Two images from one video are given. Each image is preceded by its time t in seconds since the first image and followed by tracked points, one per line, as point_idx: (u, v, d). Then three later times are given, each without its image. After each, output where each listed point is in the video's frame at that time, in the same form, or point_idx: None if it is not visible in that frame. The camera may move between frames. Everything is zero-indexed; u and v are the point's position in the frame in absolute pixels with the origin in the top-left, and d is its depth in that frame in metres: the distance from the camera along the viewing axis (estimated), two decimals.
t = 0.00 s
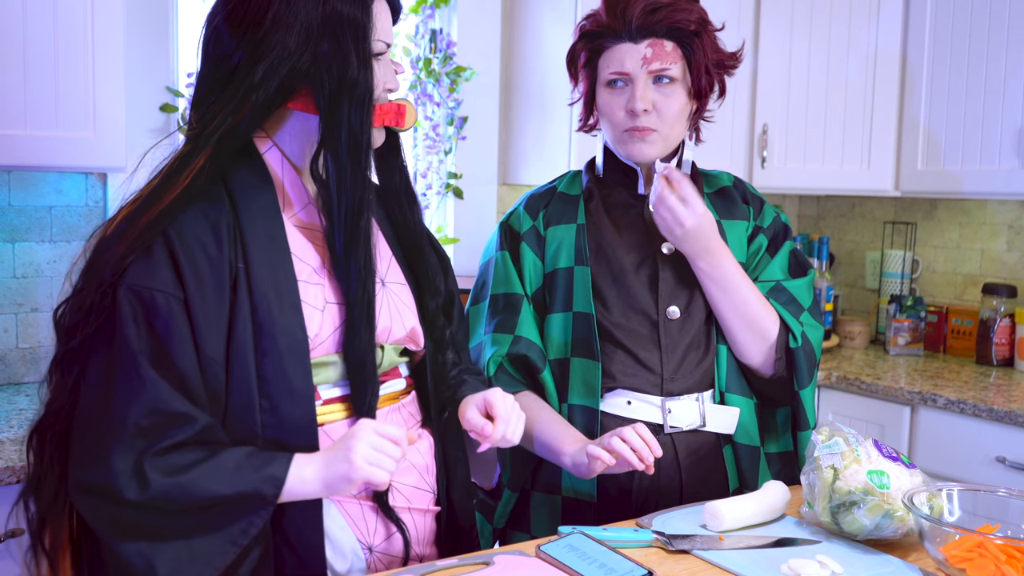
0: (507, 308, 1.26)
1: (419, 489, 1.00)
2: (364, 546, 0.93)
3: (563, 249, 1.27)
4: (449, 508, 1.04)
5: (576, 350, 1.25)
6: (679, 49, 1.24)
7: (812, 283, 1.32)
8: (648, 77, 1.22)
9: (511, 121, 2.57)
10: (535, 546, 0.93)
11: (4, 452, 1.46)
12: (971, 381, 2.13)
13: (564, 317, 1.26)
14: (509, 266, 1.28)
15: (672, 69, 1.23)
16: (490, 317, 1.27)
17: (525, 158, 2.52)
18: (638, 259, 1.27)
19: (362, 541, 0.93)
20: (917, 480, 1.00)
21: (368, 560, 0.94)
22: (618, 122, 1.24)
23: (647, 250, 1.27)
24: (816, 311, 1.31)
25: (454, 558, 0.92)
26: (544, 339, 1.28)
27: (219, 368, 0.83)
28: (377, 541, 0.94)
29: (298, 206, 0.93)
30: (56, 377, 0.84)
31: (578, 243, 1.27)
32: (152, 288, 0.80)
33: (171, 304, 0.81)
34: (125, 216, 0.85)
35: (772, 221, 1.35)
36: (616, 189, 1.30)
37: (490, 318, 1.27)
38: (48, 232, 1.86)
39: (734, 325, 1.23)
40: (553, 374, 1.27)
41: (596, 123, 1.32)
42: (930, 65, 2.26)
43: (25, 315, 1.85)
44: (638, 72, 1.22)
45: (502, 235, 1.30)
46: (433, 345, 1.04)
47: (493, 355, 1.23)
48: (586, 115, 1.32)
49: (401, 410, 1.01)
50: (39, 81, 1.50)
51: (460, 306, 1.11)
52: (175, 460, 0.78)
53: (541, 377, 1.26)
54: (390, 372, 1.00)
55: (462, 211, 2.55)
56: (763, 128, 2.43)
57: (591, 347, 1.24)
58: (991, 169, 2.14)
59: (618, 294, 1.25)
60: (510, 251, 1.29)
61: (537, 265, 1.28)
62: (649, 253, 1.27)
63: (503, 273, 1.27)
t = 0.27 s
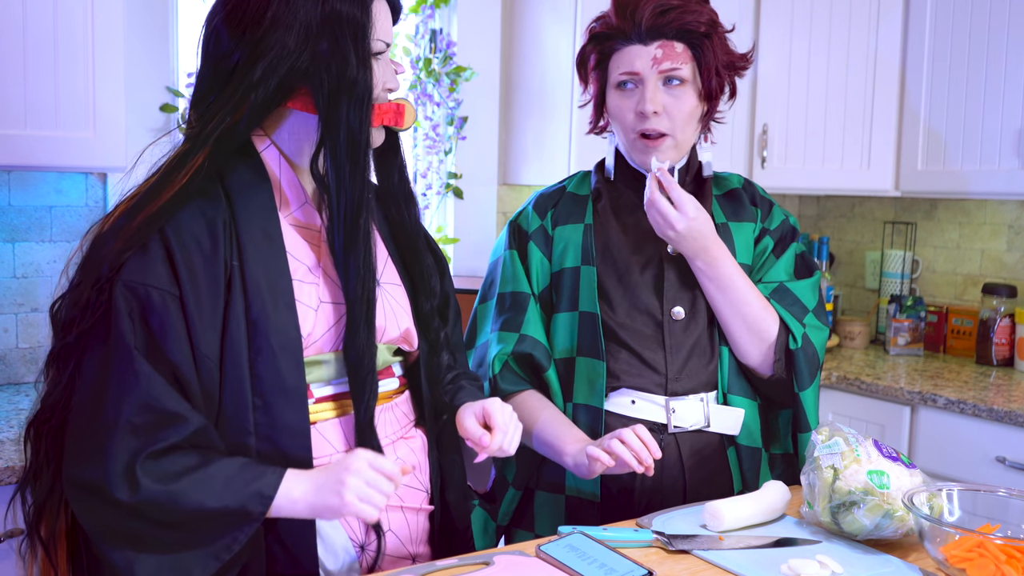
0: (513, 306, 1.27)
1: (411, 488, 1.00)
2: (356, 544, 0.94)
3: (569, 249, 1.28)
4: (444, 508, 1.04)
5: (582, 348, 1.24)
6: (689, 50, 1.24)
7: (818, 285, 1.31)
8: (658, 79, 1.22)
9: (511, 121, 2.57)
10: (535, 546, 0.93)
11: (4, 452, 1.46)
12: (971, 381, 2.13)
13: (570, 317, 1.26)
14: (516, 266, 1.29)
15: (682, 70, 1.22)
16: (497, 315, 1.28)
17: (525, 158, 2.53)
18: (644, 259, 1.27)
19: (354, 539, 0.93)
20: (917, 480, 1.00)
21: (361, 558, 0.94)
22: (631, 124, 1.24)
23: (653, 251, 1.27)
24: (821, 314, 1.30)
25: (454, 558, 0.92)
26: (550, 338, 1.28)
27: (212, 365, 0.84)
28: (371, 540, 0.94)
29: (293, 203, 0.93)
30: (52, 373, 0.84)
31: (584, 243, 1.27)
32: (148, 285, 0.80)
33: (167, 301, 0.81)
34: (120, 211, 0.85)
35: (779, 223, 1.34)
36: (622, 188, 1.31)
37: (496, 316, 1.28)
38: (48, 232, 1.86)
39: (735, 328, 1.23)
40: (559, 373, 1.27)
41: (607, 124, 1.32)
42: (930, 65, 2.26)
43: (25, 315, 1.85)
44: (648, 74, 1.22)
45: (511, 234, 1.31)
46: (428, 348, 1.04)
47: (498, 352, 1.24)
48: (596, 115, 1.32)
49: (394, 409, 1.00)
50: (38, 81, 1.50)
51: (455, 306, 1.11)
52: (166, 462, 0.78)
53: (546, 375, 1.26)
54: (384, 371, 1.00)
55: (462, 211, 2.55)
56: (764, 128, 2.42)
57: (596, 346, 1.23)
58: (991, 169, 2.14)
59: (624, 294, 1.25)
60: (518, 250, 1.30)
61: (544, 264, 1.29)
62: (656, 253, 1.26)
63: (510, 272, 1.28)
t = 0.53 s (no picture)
0: (524, 307, 1.27)
1: (408, 485, 1.01)
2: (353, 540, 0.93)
3: (580, 251, 1.28)
4: (440, 507, 1.05)
5: (591, 349, 1.25)
6: (700, 54, 1.23)
7: (824, 279, 1.31)
8: (670, 83, 1.22)
9: (511, 121, 2.57)
10: (535, 546, 0.93)
11: (4, 452, 1.46)
12: (971, 381, 2.13)
13: (580, 318, 1.27)
14: (528, 266, 1.28)
15: (694, 75, 1.22)
16: (508, 315, 1.28)
17: (525, 159, 2.53)
18: (652, 261, 1.26)
19: (350, 534, 0.93)
20: (917, 480, 1.00)
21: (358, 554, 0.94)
22: (642, 128, 1.25)
23: (661, 252, 1.26)
24: (829, 307, 1.30)
25: (454, 558, 0.92)
26: (560, 340, 1.28)
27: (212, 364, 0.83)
28: (367, 536, 0.94)
29: (291, 204, 0.93)
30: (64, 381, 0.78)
31: (594, 244, 1.27)
32: (154, 269, 0.78)
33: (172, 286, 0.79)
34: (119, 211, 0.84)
35: (789, 224, 1.34)
36: (631, 185, 1.30)
37: (507, 317, 1.28)
38: (48, 232, 1.86)
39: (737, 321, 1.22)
40: (569, 373, 1.27)
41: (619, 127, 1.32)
42: (930, 66, 2.26)
43: (25, 315, 1.85)
44: (660, 78, 1.22)
45: (523, 235, 1.31)
46: (424, 349, 1.04)
47: (507, 352, 1.24)
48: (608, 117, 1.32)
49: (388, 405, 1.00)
50: (37, 81, 1.50)
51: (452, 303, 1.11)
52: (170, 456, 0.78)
53: (556, 375, 1.26)
54: (378, 368, 1.01)
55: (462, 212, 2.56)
56: (764, 128, 2.42)
57: (605, 349, 1.24)
58: (991, 169, 2.14)
59: (631, 294, 1.25)
60: (529, 251, 1.30)
61: (554, 264, 1.29)
62: (663, 254, 1.26)
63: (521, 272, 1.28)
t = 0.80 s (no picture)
0: (533, 304, 1.27)
1: (409, 480, 1.01)
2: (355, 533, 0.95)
3: (588, 250, 1.28)
4: (439, 507, 1.04)
5: (597, 349, 1.24)
6: (711, 55, 1.23)
7: (830, 282, 1.30)
8: (681, 83, 1.22)
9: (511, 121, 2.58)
10: (536, 546, 0.93)
11: (4, 452, 1.46)
12: (971, 381, 2.13)
13: (587, 318, 1.26)
14: (535, 263, 1.29)
15: (705, 76, 1.22)
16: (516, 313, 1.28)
17: (525, 159, 2.53)
18: (659, 262, 1.26)
19: (353, 528, 0.95)
20: (917, 480, 1.00)
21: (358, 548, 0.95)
22: (653, 129, 1.24)
23: (668, 253, 1.27)
24: (834, 310, 1.29)
25: (454, 558, 0.92)
26: (567, 339, 1.28)
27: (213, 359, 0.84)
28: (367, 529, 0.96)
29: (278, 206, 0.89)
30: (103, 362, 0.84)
31: (603, 245, 1.27)
32: (178, 244, 0.81)
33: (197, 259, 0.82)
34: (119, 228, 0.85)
35: (800, 229, 1.32)
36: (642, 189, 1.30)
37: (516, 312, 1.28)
38: (48, 232, 1.86)
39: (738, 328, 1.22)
40: (575, 373, 1.27)
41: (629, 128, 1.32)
42: (930, 65, 2.26)
43: (25, 315, 1.85)
44: (671, 78, 1.21)
45: (532, 234, 1.31)
46: (420, 356, 1.04)
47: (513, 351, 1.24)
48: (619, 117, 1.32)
49: (387, 401, 1.02)
50: (37, 81, 1.50)
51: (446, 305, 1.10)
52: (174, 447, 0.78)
53: (561, 374, 1.26)
54: (375, 363, 1.04)
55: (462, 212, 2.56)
56: (764, 128, 2.42)
57: (611, 348, 1.23)
58: (991, 169, 2.13)
59: (637, 295, 1.25)
60: (538, 250, 1.30)
61: (563, 264, 1.29)
62: (669, 255, 1.27)
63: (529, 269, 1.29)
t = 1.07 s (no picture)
0: (535, 304, 1.27)
1: (405, 480, 1.01)
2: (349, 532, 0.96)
3: (591, 250, 1.28)
4: (439, 507, 1.04)
5: (599, 350, 1.24)
6: (713, 57, 1.22)
7: (835, 286, 1.29)
8: (682, 86, 1.22)
9: (511, 121, 2.58)
10: (536, 546, 0.93)
11: (4, 452, 1.46)
12: (971, 381, 2.13)
13: (589, 318, 1.26)
14: (536, 264, 1.29)
15: (707, 77, 1.22)
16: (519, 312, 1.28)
17: (525, 159, 2.53)
18: (663, 262, 1.26)
19: (349, 528, 0.96)
20: (917, 480, 1.00)
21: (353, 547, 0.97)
22: (655, 131, 1.24)
23: (672, 253, 1.26)
24: (838, 313, 1.28)
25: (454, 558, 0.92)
26: (569, 340, 1.28)
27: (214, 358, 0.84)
28: (361, 529, 0.97)
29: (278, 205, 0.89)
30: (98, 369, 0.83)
31: (607, 245, 1.27)
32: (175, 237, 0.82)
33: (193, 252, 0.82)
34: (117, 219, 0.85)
35: (802, 230, 1.32)
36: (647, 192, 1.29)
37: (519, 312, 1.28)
38: (48, 232, 1.86)
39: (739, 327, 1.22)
40: (577, 373, 1.27)
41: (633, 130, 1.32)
42: (930, 66, 2.26)
43: (25, 315, 1.85)
44: (672, 80, 1.22)
45: (536, 234, 1.31)
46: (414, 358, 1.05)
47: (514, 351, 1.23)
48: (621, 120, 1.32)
49: (382, 401, 1.02)
50: (37, 81, 1.50)
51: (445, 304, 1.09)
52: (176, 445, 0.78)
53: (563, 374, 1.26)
54: (369, 364, 1.04)
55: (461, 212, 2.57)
56: (764, 128, 2.42)
57: (612, 349, 1.23)
58: (991, 169, 2.13)
59: (640, 295, 1.25)
60: (541, 251, 1.30)
61: (566, 264, 1.29)
62: (673, 255, 1.26)
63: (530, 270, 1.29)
